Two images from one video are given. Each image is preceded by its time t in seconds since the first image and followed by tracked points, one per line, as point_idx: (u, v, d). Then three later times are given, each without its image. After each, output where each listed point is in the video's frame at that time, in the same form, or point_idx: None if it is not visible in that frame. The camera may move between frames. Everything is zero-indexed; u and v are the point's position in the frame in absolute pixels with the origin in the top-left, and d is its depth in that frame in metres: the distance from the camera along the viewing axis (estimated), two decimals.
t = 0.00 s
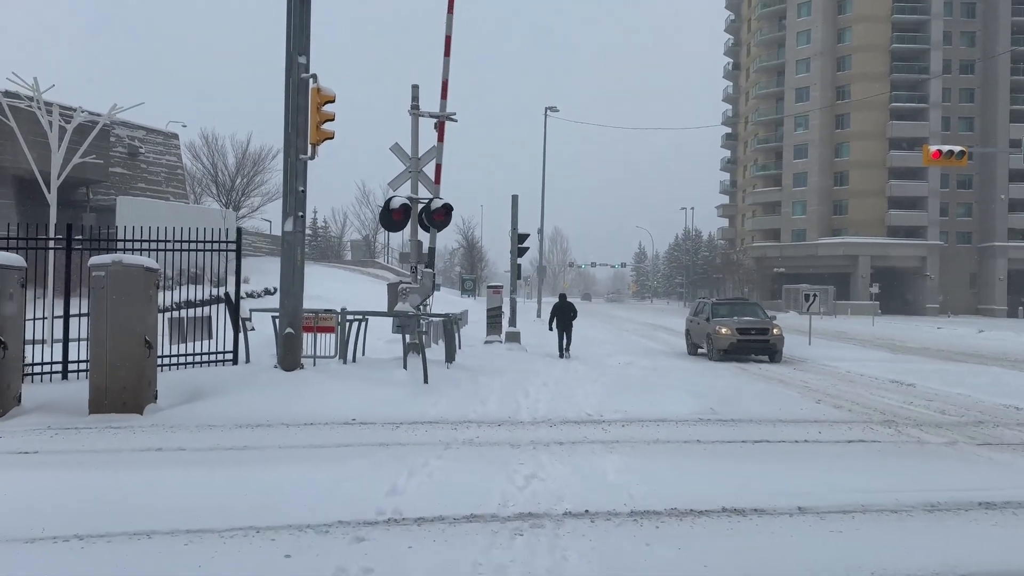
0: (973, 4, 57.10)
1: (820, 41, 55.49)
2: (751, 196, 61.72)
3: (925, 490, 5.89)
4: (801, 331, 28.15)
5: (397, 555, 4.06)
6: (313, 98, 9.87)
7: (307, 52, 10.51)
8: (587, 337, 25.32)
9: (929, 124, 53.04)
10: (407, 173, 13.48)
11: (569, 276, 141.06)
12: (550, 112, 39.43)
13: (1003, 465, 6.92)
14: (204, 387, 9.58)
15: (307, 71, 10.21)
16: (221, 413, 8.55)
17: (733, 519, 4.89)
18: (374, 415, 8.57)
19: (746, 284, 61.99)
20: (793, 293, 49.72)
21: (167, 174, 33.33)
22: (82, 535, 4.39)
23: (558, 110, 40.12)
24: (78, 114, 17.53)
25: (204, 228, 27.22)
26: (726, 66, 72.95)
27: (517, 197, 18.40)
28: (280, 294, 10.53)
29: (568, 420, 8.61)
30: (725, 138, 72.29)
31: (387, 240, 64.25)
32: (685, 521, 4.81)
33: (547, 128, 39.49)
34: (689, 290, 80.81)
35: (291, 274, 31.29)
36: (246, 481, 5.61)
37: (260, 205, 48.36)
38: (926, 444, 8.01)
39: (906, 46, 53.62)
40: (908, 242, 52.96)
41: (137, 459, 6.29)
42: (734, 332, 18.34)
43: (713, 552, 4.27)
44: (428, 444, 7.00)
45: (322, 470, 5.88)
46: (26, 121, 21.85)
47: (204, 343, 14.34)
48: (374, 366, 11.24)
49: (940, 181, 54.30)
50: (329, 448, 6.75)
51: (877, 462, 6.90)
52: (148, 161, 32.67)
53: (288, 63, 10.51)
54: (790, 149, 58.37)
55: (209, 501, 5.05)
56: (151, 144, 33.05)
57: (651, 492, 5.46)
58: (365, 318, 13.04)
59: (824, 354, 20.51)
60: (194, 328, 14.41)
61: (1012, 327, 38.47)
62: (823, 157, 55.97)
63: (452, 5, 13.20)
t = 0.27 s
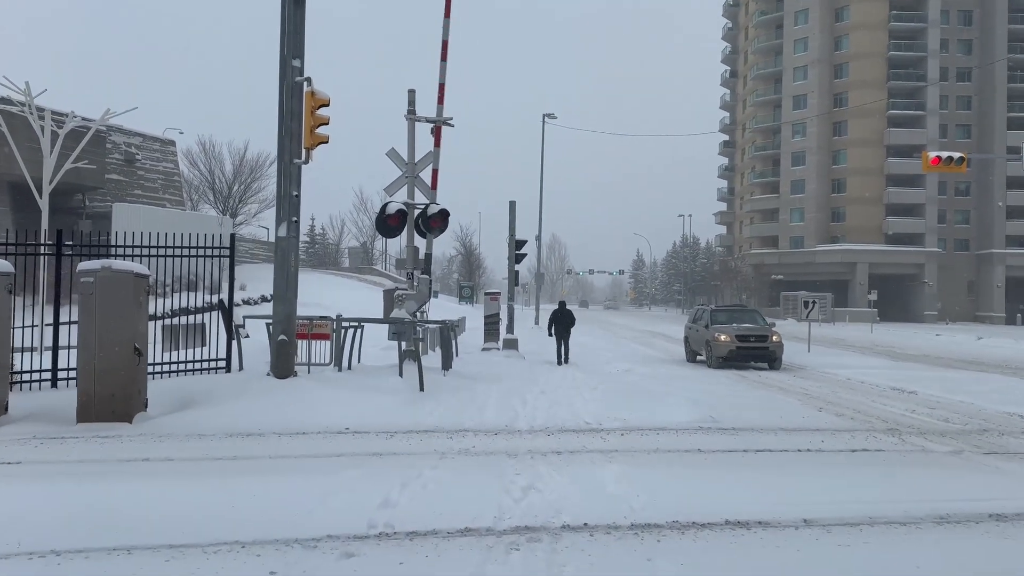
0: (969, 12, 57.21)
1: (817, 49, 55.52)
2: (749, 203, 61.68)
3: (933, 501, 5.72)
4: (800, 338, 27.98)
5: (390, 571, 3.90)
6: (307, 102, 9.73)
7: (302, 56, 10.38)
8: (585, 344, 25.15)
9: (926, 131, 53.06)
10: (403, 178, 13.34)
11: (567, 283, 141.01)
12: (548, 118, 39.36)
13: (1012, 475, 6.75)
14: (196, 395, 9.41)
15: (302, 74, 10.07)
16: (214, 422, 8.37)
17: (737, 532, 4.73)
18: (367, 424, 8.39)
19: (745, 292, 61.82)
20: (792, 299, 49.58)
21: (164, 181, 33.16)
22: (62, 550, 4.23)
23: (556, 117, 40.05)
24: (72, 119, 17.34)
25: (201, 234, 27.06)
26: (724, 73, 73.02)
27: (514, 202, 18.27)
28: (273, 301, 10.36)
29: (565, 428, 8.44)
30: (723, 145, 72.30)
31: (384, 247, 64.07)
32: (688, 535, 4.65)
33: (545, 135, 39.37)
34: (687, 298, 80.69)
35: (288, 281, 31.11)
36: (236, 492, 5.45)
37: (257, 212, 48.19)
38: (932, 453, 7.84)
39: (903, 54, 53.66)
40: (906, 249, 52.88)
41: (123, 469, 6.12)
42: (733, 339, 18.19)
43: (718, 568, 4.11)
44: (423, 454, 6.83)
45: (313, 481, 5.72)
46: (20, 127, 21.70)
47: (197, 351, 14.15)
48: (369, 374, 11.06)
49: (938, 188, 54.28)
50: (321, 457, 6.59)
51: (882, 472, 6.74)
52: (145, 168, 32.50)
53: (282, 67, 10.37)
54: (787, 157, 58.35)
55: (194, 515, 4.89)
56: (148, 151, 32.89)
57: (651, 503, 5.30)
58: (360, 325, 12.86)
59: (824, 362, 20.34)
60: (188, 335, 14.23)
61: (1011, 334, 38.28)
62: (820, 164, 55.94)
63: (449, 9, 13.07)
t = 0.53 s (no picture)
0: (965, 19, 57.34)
1: (813, 56, 55.55)
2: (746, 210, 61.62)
3: (942, 517, 5.52)
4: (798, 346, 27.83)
5: None
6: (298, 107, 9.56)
7: (294, 60, 10.22)
8: (582, 352, 24.97)
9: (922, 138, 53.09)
10: (397, 184, 13.17)
11: (563, 290, 140.92)
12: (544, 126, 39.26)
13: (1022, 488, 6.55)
14: (184, 405, 9.21)
15: (293, 79, 9.91)
16: (202, 434, 8.17)
17: (740, 551, 4.55)
18: (360, 435, 8.20)
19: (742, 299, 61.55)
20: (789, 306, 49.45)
21: (159, 188, 32.94)
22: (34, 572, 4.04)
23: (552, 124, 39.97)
24: (62, 125, 17.14)
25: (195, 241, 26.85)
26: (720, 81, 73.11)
27: (511, 209, 18.11)
28: (264, 309, 10.16)
29: (562, 439, 8.25)
30: (719, 152, 72.32)
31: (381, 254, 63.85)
32: (690, 554, 4.46)
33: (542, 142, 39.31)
34: (683, 305, 80.61)
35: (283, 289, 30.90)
36: (219, 508, 5.26)
37: (252, 219, 47.97)
38: (936, 465, 7.66)
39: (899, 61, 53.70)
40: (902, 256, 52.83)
41: (105, 484, 5.92)
42: (731, 347, 18.04)
43: None
44: (416, 467, 6.63)
45: (300, 497, 5.53)
46: (10, 134, 21.49)
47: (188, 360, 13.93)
48: (362, 383, 10.86)
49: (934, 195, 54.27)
50: (312, 471, 6.39)
51: (887, 485, 6.55)
52: (139, 174, 32.28)
53: (274, 71, 10.21)
54: (784, 164, 58.33)
55: (174, 533, 4.69)
56: (142, 158, 32.68)
57: (651, 520, 5.11)
58: (354, 333, 12.67)
59: (823, 370, 20.18)
60: (178, 343, 14.00)
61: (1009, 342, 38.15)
62: (816, 171, 55.93)
63: (444, 13, 12.91)
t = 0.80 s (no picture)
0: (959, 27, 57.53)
1: (809, 63, 55.63)
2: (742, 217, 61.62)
3: (949, 529, 5.39)
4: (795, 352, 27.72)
5: None
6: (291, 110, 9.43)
7: (287, 63, 10.09)
8: (578, 358, 24.82)
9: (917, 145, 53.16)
10: (393, 189, 13.04)
11: (559, 296, 140.83)
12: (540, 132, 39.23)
13: None
14: (174, 413, 9.04)
15: (287, 82, 9.78)
16: (192, 442, 8.02)
17: (745, 565, 4.40)
18: (352, 444, 8.03)
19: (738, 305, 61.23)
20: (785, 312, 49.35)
21: (153, 193, 32.74)
22: None
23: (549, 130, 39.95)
24: (53, 130, 16.97)
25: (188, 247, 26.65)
26: (715, 87, 73.25)
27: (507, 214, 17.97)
28: (257, 315, 10.01)
29: (560, 448, 8.11)
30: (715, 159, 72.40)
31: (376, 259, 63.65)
32: (693, 569, 4.31)
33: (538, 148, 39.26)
34: (679, 311, 80.57)
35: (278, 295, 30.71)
36: (208, 520, 5.10)
37: (247, 225, 47.78)
38: (940, 475, 7.51)
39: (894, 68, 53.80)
40: (898, 263, 52.83)
41: (89, 495, 5.75)
42: (729, 354, 17.91)
43: None
44: (410, 478, 6.48)
45: (291, 508, 5.38)
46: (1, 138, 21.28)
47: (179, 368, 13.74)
48: (356, 390, 10.69)
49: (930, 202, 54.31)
50: (303, 482, 6.23)
51: (892, 495, 6.41)
52: (133, 180, 32.09)
53: (267, 73, 10.07)
54: (779, 171, 58.35)
55: (158, 547, 4.52)
56: (136, 163, 32.48)
57: (653, 532, 4.96)
58: (348, 340, 12.49)
59: (821, 377, 20.06)
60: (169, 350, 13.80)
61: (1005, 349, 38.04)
62: (812, 178, 55.94)
63: (440, 17, 12.79)
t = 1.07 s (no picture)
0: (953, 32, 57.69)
1: (803, 68, 55.71)
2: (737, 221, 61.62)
3: (960, 536, 5.23)
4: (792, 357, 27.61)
5: None
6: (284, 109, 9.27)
7: (280, 62, 9.93)
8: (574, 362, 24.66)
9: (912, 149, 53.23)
10: (387, 191, 12.87)
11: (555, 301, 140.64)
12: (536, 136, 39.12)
13: None
14: (163, 418, 8.85)
15: (279, 81, 9.62)
16: (181, 448, 7.83)
17: None
18: (345, 450, 7.85)
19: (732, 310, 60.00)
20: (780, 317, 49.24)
21: (146, 197, 32.52)
22: None
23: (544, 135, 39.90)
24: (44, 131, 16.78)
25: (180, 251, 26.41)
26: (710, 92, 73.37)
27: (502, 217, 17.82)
28: (248, 318, 9.83)
29: (558, 453, 7.94)
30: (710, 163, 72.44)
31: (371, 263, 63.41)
32: None
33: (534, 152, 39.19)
34: (675, 316, 80.51)
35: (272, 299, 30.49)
36: (195, 528, 4.92)
37: (241, 229, 47.54)
38: (945, 480, 7.38)
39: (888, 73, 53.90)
40: (893, 267, 52.84)
41: (72, 503, 5.57)
42: (726, 358, 17.79)
43: None
44: (406, 483, 6.31)
45: (281, 515, 5.20)
46: None
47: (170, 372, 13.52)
48: (350, 395, 10.50)
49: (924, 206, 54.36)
50: (294, 488, 6.06)
51: (899, 502, 6.26)
52: (126, 183, 31.87)
53: (259, 72, 9.90)
54: (774, 175, 58.36)
55: (142, 557, 4.35)
56: (129, 167, 32.26)
57: (656, 541, 4.80)
58: (342, 343, 12.28)
59: (818, 381, 19.94)
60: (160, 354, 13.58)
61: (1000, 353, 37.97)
62: (807, 182, 55.96)
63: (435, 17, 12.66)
